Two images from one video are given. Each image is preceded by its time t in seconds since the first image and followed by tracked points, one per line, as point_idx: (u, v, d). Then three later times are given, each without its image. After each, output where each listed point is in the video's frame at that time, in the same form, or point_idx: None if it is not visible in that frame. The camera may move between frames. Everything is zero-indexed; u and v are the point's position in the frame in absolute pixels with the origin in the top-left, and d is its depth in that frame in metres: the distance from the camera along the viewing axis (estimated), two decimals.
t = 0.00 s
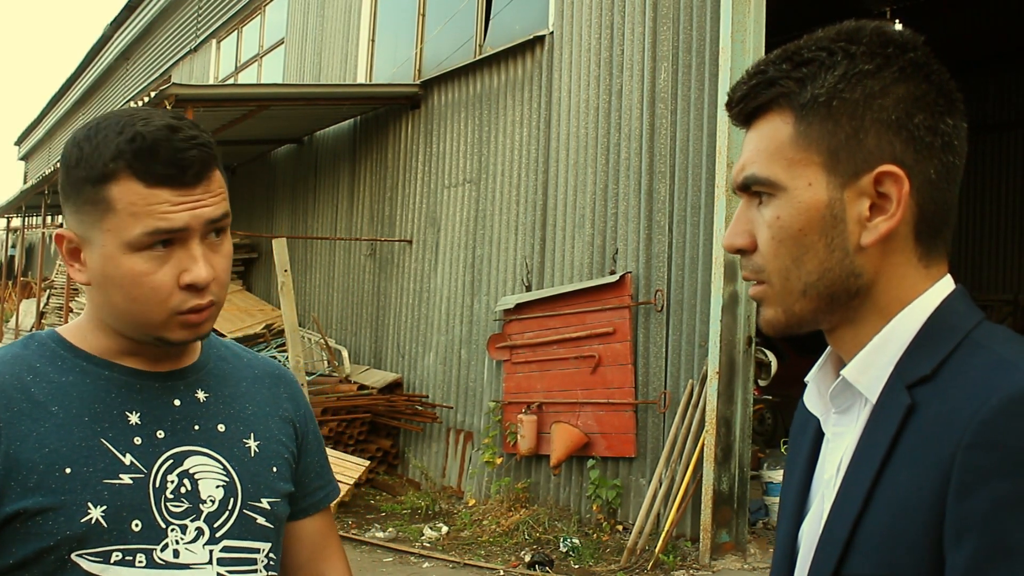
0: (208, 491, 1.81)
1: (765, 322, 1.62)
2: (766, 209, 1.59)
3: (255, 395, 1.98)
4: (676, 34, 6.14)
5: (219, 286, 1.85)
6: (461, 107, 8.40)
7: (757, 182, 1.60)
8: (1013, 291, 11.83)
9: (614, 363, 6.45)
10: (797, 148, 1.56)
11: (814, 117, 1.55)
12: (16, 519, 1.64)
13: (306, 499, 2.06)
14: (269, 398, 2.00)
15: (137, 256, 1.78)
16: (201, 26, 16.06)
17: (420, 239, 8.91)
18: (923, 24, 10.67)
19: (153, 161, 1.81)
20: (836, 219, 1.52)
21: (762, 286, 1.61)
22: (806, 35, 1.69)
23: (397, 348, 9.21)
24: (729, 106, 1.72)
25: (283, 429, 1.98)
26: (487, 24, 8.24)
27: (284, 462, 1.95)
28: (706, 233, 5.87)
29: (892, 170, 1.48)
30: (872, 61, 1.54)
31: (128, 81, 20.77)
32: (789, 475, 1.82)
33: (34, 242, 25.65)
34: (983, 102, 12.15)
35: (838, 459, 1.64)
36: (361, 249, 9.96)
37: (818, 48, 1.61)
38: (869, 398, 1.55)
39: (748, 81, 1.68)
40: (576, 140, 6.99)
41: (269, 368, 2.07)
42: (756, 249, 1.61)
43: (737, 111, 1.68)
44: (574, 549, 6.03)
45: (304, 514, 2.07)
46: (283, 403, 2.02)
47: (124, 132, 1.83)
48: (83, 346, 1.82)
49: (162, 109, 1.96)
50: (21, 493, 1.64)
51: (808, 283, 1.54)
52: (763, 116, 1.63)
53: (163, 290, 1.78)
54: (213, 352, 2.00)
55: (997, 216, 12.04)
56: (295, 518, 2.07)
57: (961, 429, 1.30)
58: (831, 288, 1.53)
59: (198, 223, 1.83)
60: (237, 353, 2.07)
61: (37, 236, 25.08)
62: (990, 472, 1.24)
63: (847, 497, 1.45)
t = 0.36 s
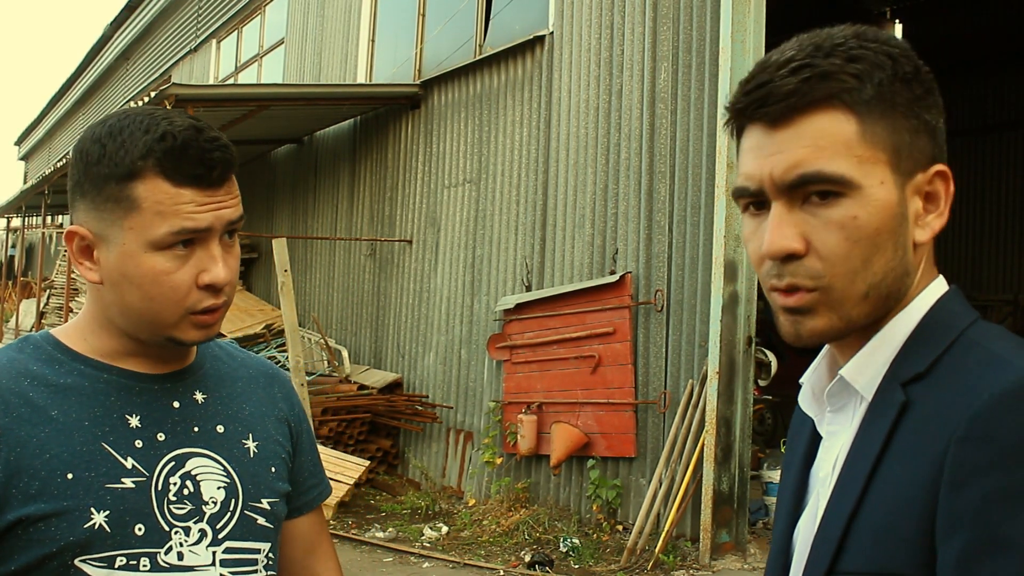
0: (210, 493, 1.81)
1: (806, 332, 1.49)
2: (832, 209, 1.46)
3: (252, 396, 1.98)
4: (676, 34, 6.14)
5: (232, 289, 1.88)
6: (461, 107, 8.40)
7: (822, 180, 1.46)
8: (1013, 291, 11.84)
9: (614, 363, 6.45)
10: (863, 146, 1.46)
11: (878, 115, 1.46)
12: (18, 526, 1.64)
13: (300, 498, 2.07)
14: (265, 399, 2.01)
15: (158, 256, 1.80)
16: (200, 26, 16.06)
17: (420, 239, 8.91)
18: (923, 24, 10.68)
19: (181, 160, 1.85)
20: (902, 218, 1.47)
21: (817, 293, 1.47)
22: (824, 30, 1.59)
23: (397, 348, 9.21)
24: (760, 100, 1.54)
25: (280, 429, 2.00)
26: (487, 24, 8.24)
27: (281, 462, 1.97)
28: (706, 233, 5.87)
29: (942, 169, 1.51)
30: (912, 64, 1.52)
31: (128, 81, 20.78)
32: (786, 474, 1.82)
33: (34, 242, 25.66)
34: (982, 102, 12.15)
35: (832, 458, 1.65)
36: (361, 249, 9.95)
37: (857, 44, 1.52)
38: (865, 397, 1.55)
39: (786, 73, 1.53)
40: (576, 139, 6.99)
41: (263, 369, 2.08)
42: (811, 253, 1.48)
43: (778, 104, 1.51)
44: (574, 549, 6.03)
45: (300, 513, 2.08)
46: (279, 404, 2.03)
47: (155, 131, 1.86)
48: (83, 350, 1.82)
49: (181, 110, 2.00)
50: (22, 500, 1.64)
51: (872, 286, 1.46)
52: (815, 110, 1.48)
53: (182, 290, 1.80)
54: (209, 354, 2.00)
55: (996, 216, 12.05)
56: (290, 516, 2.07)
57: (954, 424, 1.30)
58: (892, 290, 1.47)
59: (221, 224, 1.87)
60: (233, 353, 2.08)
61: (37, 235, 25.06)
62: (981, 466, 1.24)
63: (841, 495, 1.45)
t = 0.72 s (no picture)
0: (212, 495, 1.81)
1: (806, 341, 1.50)
2: (824, 219, 1.46)
3: (258, 396, 1.98)
4: (676, 34, 6.13)
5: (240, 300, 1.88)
6: (461, 107, 8.39)
7: (813, 189, 1.46)
8: (1013, 290, 11.83)
9: (614, 363, 6.45)
10: (854, 152, 1.45)
11: (867, 120, 1.45)
12: (18, 527, 1.65)
13: (310, 498, 2.06)
14: (272, 400, 2.00)
15: (167, 265, 1.80)
16: (200, 26, 16.06)
17: (420, 240, 8.91)
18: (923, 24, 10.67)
19: (198, 169, 1.85)
20: (895, 223, 1.46)
21: (816, 303, 1.47)
22: (810, 33, 1.58)
23: (397, 348, 9.21)
24: (747, 112, 1.53)
25: (286, 430, 1.99)
26: (487, 24, 8.24)
27: (287, 463, 1.95)
28: (706, 233, 5.87)
29: (938, 168, 1.50)
30: (899, 64, 1.50)
31: (128, 81, 20.77)
32: (784, 472, 1.81)
33: (34, 242, 25.65)
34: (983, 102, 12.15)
35: (832, 458, 1.65)
36: (361, 249, 9.95)
37: (837, 49, 1.52)
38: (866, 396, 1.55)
39: (772, 82, 1.52)
40: (576, 139, 6.99)
41: (269, 368, 2.07)
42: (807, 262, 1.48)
43: (764, 116, 1.50)
44: (574, 549, 6.03)
45: (309, 513, 2.08)
46: (286, 404, 2.02)
47: (172, 140, 1.86)
48: (87, 351, 1.83)
49: (195, 115, 1.99)
50: (23, 501, 1.65)
51: (867, 292, 1.46)
52: (803, 118, 1.47)
53: (189, 299, 1.80)
54: (216, 356, 2.00)
55: (997, 215, 12.04)
56: (300, 517, 2.07)
57: (962, 425, 1.31)
58: (886, 294, 1.47)
59: (233, 235, 1.87)
60: (241, 353, 2.07)
61: (37, 235, 25.05)
62: (990, 468, 1.25)
63: (844, 494, 1.45)
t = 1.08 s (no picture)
0: (219, 496, 1.81)
1: (754, 329, 1.63)
2: (746, 217, 1.59)
3: (270, 398, 1.98)
4: (676, 34, 6.13)
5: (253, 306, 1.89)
6: (461, 107, 8.40)
7: (736, 190, 1.61)
8: (1013, 291, 11.84)
9: (614, 363, 6.45)
10: (774, 158, 1.57)
11: (788, 128, 1.56)
12: (25, 526, 1.65)
13: (321, 501, 2.06)
14: (282, 402, 1.99)
15: (183, 268, 1.81)
16: (201, 26, 16.06)
17: (420, 239, 8.91)
18: (922, 24, 10.68)
19: (215, 176, 1.85)
20: (813, 227, 1.53)
21: (746, 293, 1.61)
22: (781, 42, 1.69)
23: (397, 348, 9.21)
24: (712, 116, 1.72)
25: (297, 432, 1.98)
26: (487, 24, 8.25)
27: (297, 465, 1.95)
28: (706, 233, 5.87)
29: (866, 178, 1.49)
30: (844, 69, 1.54)
31: (128, 82, 20.75)
32: (779, 471, 1.82)
33: (34, 242, 25.63)
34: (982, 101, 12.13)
35: (828, 458, 1.65)
36: (361, 249, 9.96)
37: (786, 58, 1.63)
38: (858, 396, 1.55)
39: (724, 91, 1.69)
40: (576, 139, 6.99)
41: (283, 369, 2.07)
42: (739, 256, 1.62)
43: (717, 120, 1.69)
44: (574, 549, 6.03)
45: (321, 515, 2.08)
46: (298, 406, 2.02)
47: (192, 145, 1.87)
48: (99, 351, 1.83)
49: (216, 121, 2.00)
50: (30, 500, 1.65)
51: (789, 290, 1.55)
52: (740, 125, 1.64)
53: (203, 304, 1.80)
54: (227, 355, 2.00)
55: (996, 215, 12.04)
56: (311, 518, 2.07)
57: (954, 424, 1.32)
58: (812, 294, 1.54)
59: (247, 240, 1.88)
60: (255, 354, 2.08)
61: (37, 235, 25.03)
62: (982, 467, 1.26)
63: (837, 495, 1.45)
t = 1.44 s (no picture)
0: (225, 497, 1.81)
1: (753, 328, 1.62)
2: (749, 215, 1.59)
3: (276, 399, 1.98)
4: (676, 34, 6.14)
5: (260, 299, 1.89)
6: (461, 107, 8.40)
7: (739, 188, 1.61)
8: (1012, 291, 11.84)
9: (614, 363, 6.46)
10: (777, 155, 1.57)
11: (792, 125, 1.56)
12: (33, 525, 1.65)
13: (328, 502, 2.07)
14: (290, 404, 2.00)
15: (193, 262, 1.81)
16: (200, 26, 16.06)
17: (420, 239, 8.91)
18: (922, 24, 10.69)
19: (223, 169, 1.86)
20: (817, 224, 1.53)
21: (748, 292, 1.60)
22: (787, 40, 1.69)
23: (397, 348, 9.21)
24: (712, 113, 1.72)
25: (304, 434, 1.98)
26: (487, 24, 8.25)
27: (303, 467, 1.95)
28: (706, 233, 5.88)
29: (871, 175, 1.50)
30: (849, 67, 1.55)
31: (128, 82, 20.75)
32: (777, 472, 1.82)
33: (34, 242, 25.64)
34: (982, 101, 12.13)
35: (824, 457, 1.65)
36: (361, 249, 9.96)
37: (787, 55, 1.63)
38: (856, 397, 1.55)
39: (727, 89, 1.69)
40: (576, 139, 7.00)
41: (291, 371, 2.07)
42: (741, 254, 1.61)
43: (717, 118, 1.68)
44: (574, 549, 6.04)
45: (328, 517, 2.08)
46: (305, 407, 2.02)
47: (199, 139, 1.88)
48: (107, 352, 1.84)
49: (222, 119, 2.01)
50: (37, 499, 1.65)
51: (792, 288, 1.54)
52: (743, 123, 1.64)
53: (212, 298, 1.81)
54: (234, 356, 2.01)
55: (996, 215, 12.04)
56: (318, 519, 2.07)
57: (949, 422, 1.32)
58: (815, 293, 1.54)
59: (256, 234, 1.89)
60: (263, 355, 2.08)
61: (37, 235, 25.05)
62: (979, 466, 1.26)
63: (833, 494, 1.45)
